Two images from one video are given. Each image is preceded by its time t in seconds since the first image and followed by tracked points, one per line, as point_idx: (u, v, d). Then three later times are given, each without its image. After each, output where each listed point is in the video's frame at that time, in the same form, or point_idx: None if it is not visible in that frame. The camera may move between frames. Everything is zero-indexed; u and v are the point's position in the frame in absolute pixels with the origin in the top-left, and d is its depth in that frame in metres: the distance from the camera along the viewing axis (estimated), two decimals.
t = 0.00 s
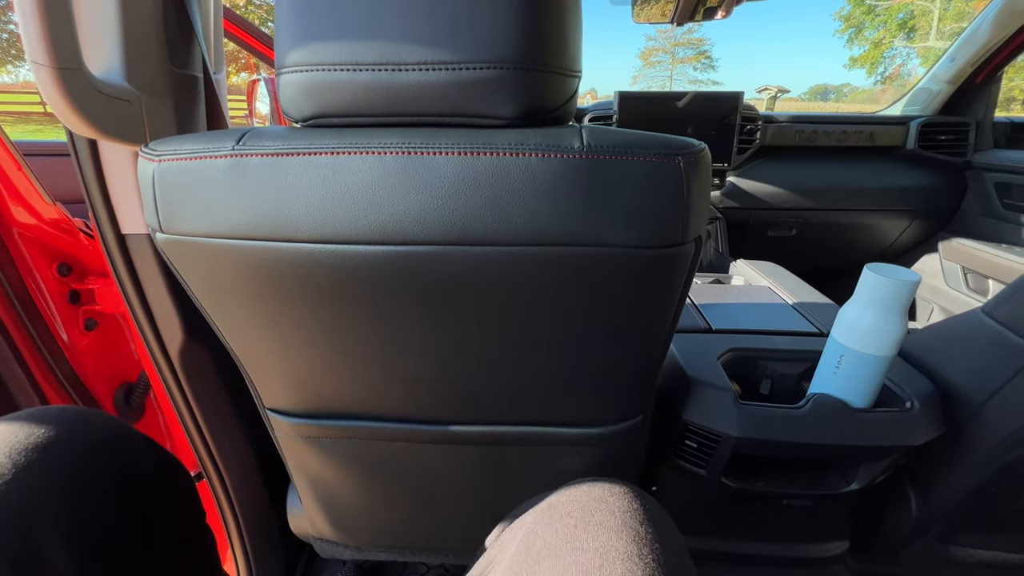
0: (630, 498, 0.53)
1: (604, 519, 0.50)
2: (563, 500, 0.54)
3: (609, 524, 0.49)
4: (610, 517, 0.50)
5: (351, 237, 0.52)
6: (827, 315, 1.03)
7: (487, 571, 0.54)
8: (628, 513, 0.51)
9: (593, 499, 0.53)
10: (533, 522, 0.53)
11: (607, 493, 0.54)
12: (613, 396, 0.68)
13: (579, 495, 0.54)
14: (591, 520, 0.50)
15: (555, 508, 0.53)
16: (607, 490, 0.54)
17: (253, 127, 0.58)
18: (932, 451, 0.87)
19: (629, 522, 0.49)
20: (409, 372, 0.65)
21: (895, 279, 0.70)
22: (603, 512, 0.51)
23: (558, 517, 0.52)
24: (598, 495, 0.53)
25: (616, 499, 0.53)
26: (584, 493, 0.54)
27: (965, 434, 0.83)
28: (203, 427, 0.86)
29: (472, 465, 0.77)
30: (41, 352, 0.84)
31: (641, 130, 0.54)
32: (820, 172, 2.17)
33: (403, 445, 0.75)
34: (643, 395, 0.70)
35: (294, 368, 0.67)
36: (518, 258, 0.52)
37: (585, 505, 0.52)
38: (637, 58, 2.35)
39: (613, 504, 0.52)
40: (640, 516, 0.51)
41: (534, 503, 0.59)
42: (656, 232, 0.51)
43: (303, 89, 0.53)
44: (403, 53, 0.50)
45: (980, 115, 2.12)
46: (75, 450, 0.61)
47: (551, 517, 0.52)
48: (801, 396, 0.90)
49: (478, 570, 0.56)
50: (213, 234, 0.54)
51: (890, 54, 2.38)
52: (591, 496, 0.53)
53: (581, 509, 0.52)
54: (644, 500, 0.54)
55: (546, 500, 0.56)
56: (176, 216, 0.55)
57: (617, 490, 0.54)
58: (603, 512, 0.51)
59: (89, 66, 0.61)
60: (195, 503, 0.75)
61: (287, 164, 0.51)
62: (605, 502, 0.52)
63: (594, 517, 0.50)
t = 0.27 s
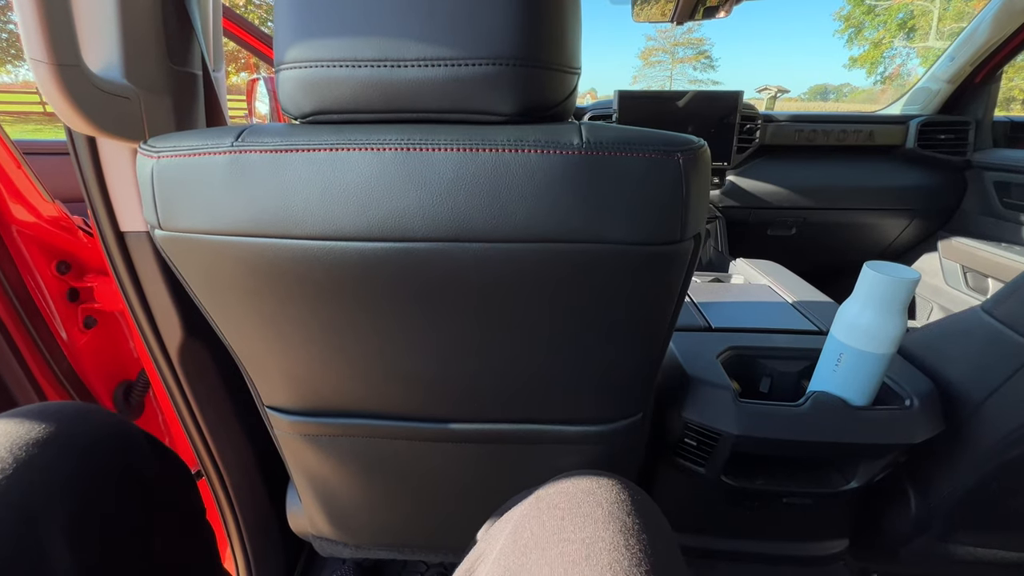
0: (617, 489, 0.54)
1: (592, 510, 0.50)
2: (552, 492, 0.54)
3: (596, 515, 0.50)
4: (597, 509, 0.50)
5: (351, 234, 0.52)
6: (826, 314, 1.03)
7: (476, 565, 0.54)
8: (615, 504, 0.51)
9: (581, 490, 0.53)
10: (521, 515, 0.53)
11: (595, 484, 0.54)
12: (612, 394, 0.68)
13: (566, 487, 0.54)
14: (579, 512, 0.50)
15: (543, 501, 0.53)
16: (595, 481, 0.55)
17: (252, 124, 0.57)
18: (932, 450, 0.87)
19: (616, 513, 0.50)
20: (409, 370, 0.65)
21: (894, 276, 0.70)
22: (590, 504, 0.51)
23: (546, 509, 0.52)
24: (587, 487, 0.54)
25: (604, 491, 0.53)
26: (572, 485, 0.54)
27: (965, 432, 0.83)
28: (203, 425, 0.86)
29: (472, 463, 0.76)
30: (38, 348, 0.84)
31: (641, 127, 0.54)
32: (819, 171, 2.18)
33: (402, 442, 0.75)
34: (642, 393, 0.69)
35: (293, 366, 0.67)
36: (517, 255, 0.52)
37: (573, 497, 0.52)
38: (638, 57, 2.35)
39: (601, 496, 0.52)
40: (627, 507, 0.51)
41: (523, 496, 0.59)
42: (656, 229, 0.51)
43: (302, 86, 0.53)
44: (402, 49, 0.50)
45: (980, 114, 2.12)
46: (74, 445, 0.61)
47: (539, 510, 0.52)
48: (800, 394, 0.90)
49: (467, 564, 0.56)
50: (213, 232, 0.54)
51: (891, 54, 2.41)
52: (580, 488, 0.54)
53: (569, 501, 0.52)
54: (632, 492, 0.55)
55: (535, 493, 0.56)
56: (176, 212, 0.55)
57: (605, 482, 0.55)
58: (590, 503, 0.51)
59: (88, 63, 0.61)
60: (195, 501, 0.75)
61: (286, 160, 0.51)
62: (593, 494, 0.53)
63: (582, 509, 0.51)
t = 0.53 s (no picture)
0: (619, 485, 0.54)
1: (594, 506, 0.50)
2: (554, 488, 0.54)
3: (598, 510, 0.50)
4: (600, 504, 0.50)
5: (352, 230, 0.52)
6: (826, 312, 1.03)
7: (478, 561, 0.54)
8: (617, 500, 0.51)
9: (583, 486, 0.53)
10: (523, 511, 0.54)
11: (597, 480, 0.54)
12: (613, 392, 0.68)
13: (568, 483, 0.54)
14: (581, 507, 0.50)
15: (545, 496, 0.53)
16: (597, 477, 0.55)
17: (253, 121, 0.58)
18: (932, 448, 0.87)
19: (619, 509, 0.50)
20: (409, 367, 0.65)
21: (894, 273, 0.70)
22: (592, 499, 0.51)
23: (548, 504, 0.52)
24: (589, 483, 0.54)
25: (606, 487, 0.53)
26: (574, 481, 0.54)
27: (965, 429, 0.83)
28: (203, 424, 0.86)
29: (472, 461, 0.77)
30: (38, 345, 0.85)
31: (641, 124, 0.54)
32: (819, 171, 2.18)
33: (404, 440, 0.75)
34: (643, 390, 0.70)
35: (294, 363, 0.67)
36: (518, 252, 0.53)
37: (575, 493, 0.52)
38: (637, 57, 2.35)
39: (603, 491, 0.52)
40: (629, 503, 0.51)
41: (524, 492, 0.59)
42: (657, 225, 0.51)
43: (304, 83, 0.54)
44: (403, 46, 0.51)
45: (980, 113, 2.12)
46: (77, 441, 0.62)
47: (541, 505, 0.52)
48: (800, 392, 0.91)
49: (468, 560, 0.56)
50: (214, 228, 0.55)
51: (890, 54, 2.40)
52: (582, 484, 0.54)
53: (571, 496, 0.52)
54: (634, 487, 0.55)
55: (536, 488, 0.56)
56: (178, 210, 0.55)
57: (607, 478, 0.55)
58: (592, 499, 0.51)
59: (89, 60, 0.61)
60: (197, 498, 0.75)
61: (287, 157, 0.51)
62: (595, 489, 0.53)
63: (584, 504, 0.51)
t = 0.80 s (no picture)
0: (622, 483, 0.53)
1: (597, 504, 0.50)
2: (556, 486, 0.54)
3: (601, 509, 0.49)
4: (603, 503, 0.50)
5: (354, 228, 0.52)
6: (829, 311, 1.03)
7: (480, 561, 0.54)
8: (620, 498, 0.51)
9: (585, 485, 0.53)
10: (525, 510, 0.53)
11: (599, 479, 0.54)
12: (616, 392, 0.68)
13: (570, 481, 0.54)
14: (584, 506, 0.50)
15: (547, 495, 0.53)
16: (599, 476, 0.54)
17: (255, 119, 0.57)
18: (935, 447, 0.86)
19: (622, 507, 0.49)
20: (411, 367, 0.65)
21: (899, 272, 0.70)
22: (595, 498, 0.51)
23: (551, 503, 0.52)
24: (592, 481, 0.53)
25: (609, 485, 0.53)
26: (576, 480, 0.54)
27: (969, 429, 0.82)
28: (204, 424, 0.85)
29: (474, 461, 0.76)
30: (38, 343, 0.84)
31: (646, 121, 0.54)
32: (820, 170, 2.18)
33: (406, 440, 0.74)
34: (646, 390, 0.69)
35: (296, 363, 0.67)
36: (521, 250, 0.52)
37: (577, 491, 0.52)
38: (638, 57, 2.35)
39: (606, 490, 0.52)
40: (632, 501, 0.51)
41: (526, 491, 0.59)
42: (661, 223, 0.51)
43: (306, 80, 0.53)
44: (406, 43, 0.50)
45: (981, 113, 2.12)
46: (76, 441, 0.61)
47: (543, 504, 0.52)
48: (803, 391, 0.90)
49: (470, 560, 0.56)
50: (215, 226, 0.54)
51: (891, 54, 2.39)
52: (585, 483, 0.53)
53: (573, 495, 0.52)
54: (637, 485, 0.54)
55: (539, 487, 0.56)
56: (179, 208, 0.55)
57: (609, 476, 0.54)
58: (595, 498, 0.51)
59: (89, 57, 0.61)
60: (197, 499, 0.75)
61: (289, 154, 0.51)
62: (597, 488, 0.52)
63: (587, 503, 0.50)
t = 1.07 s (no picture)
0: (618, 480, 0.54)
1: (592, 501, 0.50)
2: (553, 484, 0.54)
3: (597, 505, 0.50)
4: (599, 500, 0.50)
5: (355, 228, 0.52)
6: (827, 311, 1.03)
7: (477, 558, 0.54)
8: (616, 495, 0.51)
9: (582, 482, 0.53)
10: (522, 507, 0.54)
11: (595, 476, 0.54)
12: (614, 391, 0.68)
13: (567, 478, 0.54)
14: (579, 503, 0.50)
15: (544, 492, 0.53)
16: (596, 473, 0.55)
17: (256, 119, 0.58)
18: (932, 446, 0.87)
19: (617, 504, 0.50)
20: (411, 366, 0.65)
21: (896, 271, 0.70)
22: (591, 495, 0.51)
23: (547, 500, 0.52)
24: (588, 479, 0.54)
25: (605, 482, 0.53)
26: (572, 477, 0.54)
27: (966, 428, 0.83)
28: (205, 423, 0.86)
29: (473, 460, 0.77)
30: (39, 342, 0.85)
31: (644, 122, 0.54)
32: (819, 170, 2.18)
33: (406, 439, 0.75)
34: (645, 389, 0.70)
35: (296, 362, 0.67)
36: (520, 249, 0.53)
37: (573, 488, 0.52)
38: (638, 57, 2.35)
39: (602, 487, 0.52)
40: (628, 498, 0.51)
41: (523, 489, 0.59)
42: (659, 223, 0.51)
43: (307, 81, 0.54)
44: (407, 44, 0.51)
45: (980, 113, 2.12)
46: (76, 439, 0.62)
47: (540, 501, 0.52)
48: (801, 390, 0.91)
49: (467, 557, 0.56)
50: (216, 226, 0.55)
51: (890, 54, 2.40)
52: (581, 480, 0.53)
53: (569, 492, 0.52)
54: (633, 482, 0.55)
55: (535, 485, 0.56)
56: (181, 208, 0.55)
57: (605, 474, 0.55)
58: (590, 494, 0.51)
59: (92, 58, 0.61)
60: (197, 497, 0.75)
61: (290, 155, 0.51)
62: (593, 485, 0.53)
63: (583, 500, 0.51)
